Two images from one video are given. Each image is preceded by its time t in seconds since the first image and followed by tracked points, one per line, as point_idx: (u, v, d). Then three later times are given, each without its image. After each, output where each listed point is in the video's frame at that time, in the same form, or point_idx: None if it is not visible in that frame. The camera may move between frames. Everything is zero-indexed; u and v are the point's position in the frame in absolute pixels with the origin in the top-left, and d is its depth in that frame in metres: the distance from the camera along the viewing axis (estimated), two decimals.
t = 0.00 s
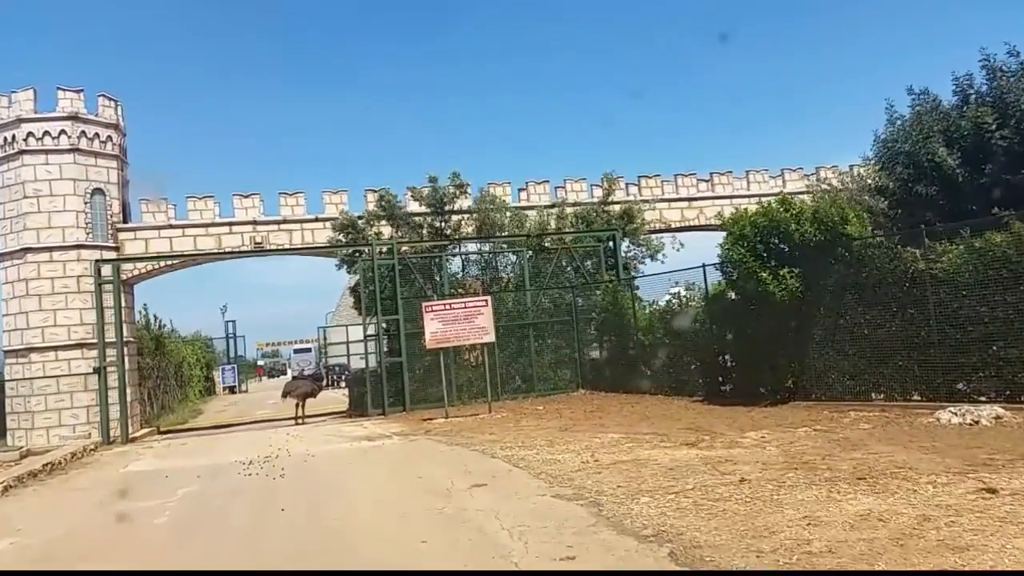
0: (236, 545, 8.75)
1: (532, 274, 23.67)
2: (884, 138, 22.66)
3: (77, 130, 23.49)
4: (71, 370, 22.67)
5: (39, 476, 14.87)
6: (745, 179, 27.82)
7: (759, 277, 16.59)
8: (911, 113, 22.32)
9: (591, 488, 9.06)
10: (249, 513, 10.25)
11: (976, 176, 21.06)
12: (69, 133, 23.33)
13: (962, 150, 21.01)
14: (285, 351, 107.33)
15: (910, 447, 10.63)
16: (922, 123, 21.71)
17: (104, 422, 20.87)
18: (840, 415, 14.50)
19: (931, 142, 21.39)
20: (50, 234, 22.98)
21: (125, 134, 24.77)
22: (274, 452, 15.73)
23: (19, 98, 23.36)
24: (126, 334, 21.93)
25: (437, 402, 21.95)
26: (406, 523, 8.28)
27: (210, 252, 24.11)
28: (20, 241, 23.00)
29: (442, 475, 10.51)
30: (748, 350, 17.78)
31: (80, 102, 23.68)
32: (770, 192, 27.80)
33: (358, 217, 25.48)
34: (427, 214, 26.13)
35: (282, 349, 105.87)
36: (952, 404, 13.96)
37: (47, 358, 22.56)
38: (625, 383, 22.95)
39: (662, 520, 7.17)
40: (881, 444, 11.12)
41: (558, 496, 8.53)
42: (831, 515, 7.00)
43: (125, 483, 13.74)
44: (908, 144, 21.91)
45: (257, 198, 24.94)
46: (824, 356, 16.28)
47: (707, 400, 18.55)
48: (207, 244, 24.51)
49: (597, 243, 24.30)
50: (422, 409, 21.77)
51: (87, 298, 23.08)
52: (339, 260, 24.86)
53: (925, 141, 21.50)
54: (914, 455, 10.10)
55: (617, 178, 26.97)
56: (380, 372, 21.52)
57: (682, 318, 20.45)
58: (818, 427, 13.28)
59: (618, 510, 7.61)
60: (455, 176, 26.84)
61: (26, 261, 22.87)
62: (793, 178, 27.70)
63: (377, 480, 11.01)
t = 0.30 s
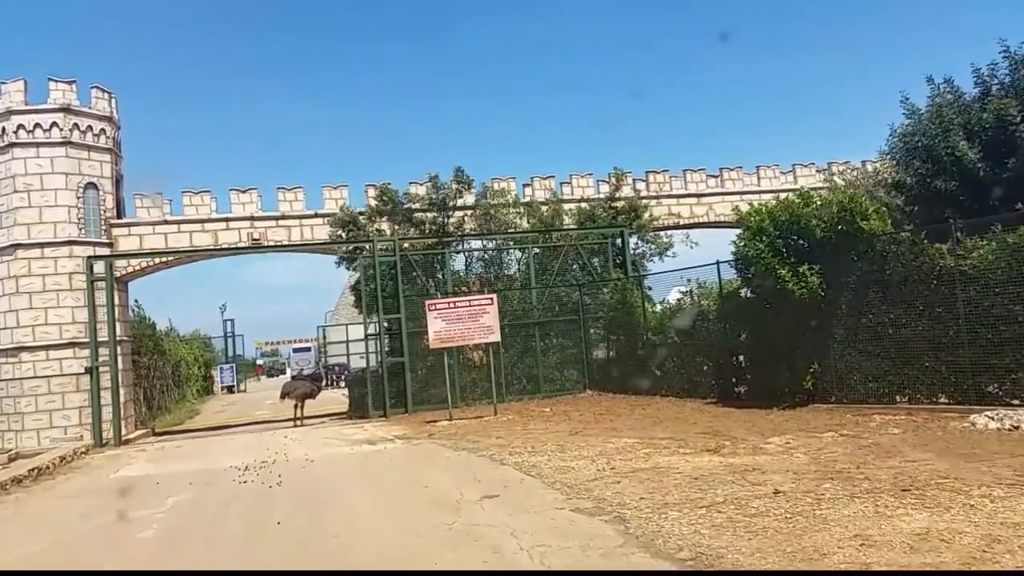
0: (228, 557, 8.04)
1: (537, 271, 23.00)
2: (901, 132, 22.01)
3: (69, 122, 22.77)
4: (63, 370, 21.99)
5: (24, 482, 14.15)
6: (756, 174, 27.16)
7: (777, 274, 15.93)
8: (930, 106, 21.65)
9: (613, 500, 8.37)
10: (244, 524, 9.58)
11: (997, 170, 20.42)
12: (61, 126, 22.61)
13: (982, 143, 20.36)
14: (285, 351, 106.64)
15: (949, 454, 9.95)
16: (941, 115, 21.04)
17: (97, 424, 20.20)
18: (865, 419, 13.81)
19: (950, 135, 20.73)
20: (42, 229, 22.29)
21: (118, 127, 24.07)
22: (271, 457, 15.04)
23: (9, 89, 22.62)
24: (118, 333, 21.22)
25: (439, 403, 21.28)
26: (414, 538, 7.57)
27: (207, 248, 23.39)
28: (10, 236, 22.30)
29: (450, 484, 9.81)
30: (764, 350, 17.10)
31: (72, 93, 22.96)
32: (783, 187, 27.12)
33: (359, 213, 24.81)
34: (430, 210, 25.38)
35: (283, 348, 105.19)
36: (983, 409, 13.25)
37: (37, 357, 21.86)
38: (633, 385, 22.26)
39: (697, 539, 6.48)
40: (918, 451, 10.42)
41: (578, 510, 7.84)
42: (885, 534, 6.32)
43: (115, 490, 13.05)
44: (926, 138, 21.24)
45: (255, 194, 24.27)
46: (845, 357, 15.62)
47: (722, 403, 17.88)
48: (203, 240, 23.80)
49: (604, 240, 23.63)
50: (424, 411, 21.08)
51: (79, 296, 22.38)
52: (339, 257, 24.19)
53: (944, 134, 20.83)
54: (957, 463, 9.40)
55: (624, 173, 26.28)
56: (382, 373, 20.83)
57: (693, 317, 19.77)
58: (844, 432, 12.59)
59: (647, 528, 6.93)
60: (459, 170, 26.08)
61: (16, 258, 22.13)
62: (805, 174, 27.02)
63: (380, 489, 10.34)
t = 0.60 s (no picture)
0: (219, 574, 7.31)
1: (545, 270, 22.33)
2: (919, 127, 21.36)
3: (63, 117, 22.12)
4: (55, 372, 21.35)
5: (10, 491, 13.46)
6: (767, 172, 26.52)
7: (798, 273, 15.29)
8: (949, 101, 21.00)
9: (640, 516, 7.69)
10: (239, 540, 8.91)
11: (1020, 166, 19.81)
12: (54, 121, 21.95)
13: (1004, 138, 19.77)
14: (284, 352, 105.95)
15: (996, 464, 9.26)
16: (961, 109, 20.40)
17: (90, 428, 19.53)
18: (893, 425, 13.13)
19: (971, 130, 20.09)
20: (34, 227, 21.63)
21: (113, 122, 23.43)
22: (270, 464, 14.36)
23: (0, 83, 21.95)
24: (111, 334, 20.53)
25: (443, 407, 20.62)
26: (424, 558, 6.90)
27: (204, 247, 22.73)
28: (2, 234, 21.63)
29: (460, 497, 9.12)
30: (783, 352, 16.43)
31: (65, 87, 22.31)
32: (795, 185, 26.47)
33: (361, 210, 24.15)
34: (436, 206, 24.64)
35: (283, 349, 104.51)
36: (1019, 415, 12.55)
37: (29, 359, 21.21)
38: (643, 388, 21.58)
39: (742, 565, 5.81)
40: (961, 461, 9.74)
41: (602, 528, 7.17)
42: (954, 560, 5.65)
43: (105, 500, 12.38)
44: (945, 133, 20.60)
45: (254, 190, 23.63)
46: (870, 359, 14.94)
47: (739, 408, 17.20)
48: (201, 238, 23.14)
49: (613, 239, 22.99)
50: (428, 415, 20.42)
51: (72, 295, 21.73)
52: (341, 256, 23.52)
53: (965, 129, 20.19)
54: (1008, 474, 8.72)
55: (632, 171, 25.62)
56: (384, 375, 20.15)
57: (707, 318, 19.09)
58: (875, 439, 11.90)
59: (684, 550, 6.26)
60: (466, 166, 25.32)
61: (7, 256, 21.45)
62: (817, 172, 26.35)
63: (385, 501, 9.66)
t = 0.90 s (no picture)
0: None
1: (554, 267, 21.67)
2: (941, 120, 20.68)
3: (58, 108, 21.48)
4: (49, 372, 20.71)
5: None
6: (781, 167, 25.86)
7: (824, 270, 14.65)
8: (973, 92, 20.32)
9: (674, 533, 7.02)
10: (235, 554, 8.20)
11: None
12: (48, 112, 21.32)
13: None
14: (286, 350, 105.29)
15: None
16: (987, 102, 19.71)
17: (84, 429, 18.88)
18: (927, 429, 12.45)
19: (997, 123, 19.41)
20: (27, 221, 20.99)
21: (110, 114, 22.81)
22: (269, 468, 13.69)
23: None
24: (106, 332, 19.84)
25: (449, 407, 19.97)
26: None
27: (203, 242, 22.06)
28: None
29: (474, 509, 8.44)
30: (805, 352, 15.76)
31: (60, 78, 21.67)
32: (810, 181, 25.80)
33: (365, 204, 23.47)
34: (443, 201, 24.05)
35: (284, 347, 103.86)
36: None
37: (21, 357, 20.57)
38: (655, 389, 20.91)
39: None
40: (1010, 470, 9.07)
41: (634, 547, 6.50)
42: None
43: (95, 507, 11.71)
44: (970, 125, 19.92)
45: (254, 184, 22.97)
46: (898, 360, 14.28)
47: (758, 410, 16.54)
48: (199, 233, 22.46)
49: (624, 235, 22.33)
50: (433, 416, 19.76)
51: (67, 292, 21.07)
52: (344, 252, 22.85)
53: (991, 122, 19.52)
54: None
55: (643, 165, 24.93)
56: (388, 375, 19.48)
57: (723, 317, 18.41)
58: (909, 445, 11.23)
59: None
60: (474, 159, 24.69)
61: None
62: (833, 166, 25.68)
63: (394, 512, 8.97)
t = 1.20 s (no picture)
0: None
1: (562, 266, 21.03)
2: (963, 113, 20.00)
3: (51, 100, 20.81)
4: (42, 372, 20.11)
5: None
6: (796, 163, 25.20)
7: (851, 267, 14.03)
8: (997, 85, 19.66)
9: (712, 554, 6.36)
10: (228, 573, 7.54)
11: None
12: (41, 104, 20.65)
13: None
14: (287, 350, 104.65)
15: None
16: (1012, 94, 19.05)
17: (77, 432, 18.23)
18: (962, 436, 11.77)
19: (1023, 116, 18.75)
20: (19, 217, 20.36)
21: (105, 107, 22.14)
22: (269, 474, 13.03)
23: None
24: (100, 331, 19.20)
25: (454, 410, 19.33)
26: None
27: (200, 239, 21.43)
28: None
29: (489, 524, 7.78)
30: (827, 353, 15.12)
31: (54, 69, 21.01)
32: (824, 177, 25.13)
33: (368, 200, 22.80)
34: (447, 198, 23.37)
35: (286, 347, 103.21)
36: None
37: (13, 358, 19.98)
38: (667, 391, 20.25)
39: None
40: None
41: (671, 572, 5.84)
42: None
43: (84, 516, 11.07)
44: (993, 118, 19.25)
45: (254, 179, 22.33)
46: (927, 363, 13.62)
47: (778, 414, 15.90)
48: (197, 230, 21.83)
49: (635, 232, 21.67)
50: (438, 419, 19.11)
51: (60, 290, 20.45)
52: (346, 249, 22.20)
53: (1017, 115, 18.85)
54: None
55: (654, 161, 24.26)
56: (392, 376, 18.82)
57: (740, 317, 17.76)
58: (949, 454, 10.55)
59: None
60: (479, 154, 24.05)
61: None
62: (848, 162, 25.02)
63: (401, 526, 8.31)
